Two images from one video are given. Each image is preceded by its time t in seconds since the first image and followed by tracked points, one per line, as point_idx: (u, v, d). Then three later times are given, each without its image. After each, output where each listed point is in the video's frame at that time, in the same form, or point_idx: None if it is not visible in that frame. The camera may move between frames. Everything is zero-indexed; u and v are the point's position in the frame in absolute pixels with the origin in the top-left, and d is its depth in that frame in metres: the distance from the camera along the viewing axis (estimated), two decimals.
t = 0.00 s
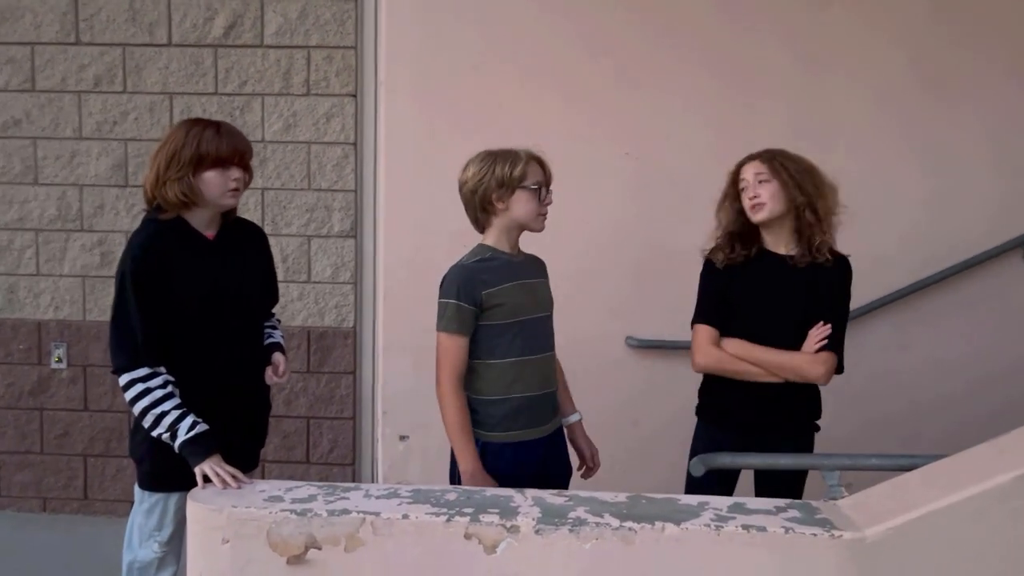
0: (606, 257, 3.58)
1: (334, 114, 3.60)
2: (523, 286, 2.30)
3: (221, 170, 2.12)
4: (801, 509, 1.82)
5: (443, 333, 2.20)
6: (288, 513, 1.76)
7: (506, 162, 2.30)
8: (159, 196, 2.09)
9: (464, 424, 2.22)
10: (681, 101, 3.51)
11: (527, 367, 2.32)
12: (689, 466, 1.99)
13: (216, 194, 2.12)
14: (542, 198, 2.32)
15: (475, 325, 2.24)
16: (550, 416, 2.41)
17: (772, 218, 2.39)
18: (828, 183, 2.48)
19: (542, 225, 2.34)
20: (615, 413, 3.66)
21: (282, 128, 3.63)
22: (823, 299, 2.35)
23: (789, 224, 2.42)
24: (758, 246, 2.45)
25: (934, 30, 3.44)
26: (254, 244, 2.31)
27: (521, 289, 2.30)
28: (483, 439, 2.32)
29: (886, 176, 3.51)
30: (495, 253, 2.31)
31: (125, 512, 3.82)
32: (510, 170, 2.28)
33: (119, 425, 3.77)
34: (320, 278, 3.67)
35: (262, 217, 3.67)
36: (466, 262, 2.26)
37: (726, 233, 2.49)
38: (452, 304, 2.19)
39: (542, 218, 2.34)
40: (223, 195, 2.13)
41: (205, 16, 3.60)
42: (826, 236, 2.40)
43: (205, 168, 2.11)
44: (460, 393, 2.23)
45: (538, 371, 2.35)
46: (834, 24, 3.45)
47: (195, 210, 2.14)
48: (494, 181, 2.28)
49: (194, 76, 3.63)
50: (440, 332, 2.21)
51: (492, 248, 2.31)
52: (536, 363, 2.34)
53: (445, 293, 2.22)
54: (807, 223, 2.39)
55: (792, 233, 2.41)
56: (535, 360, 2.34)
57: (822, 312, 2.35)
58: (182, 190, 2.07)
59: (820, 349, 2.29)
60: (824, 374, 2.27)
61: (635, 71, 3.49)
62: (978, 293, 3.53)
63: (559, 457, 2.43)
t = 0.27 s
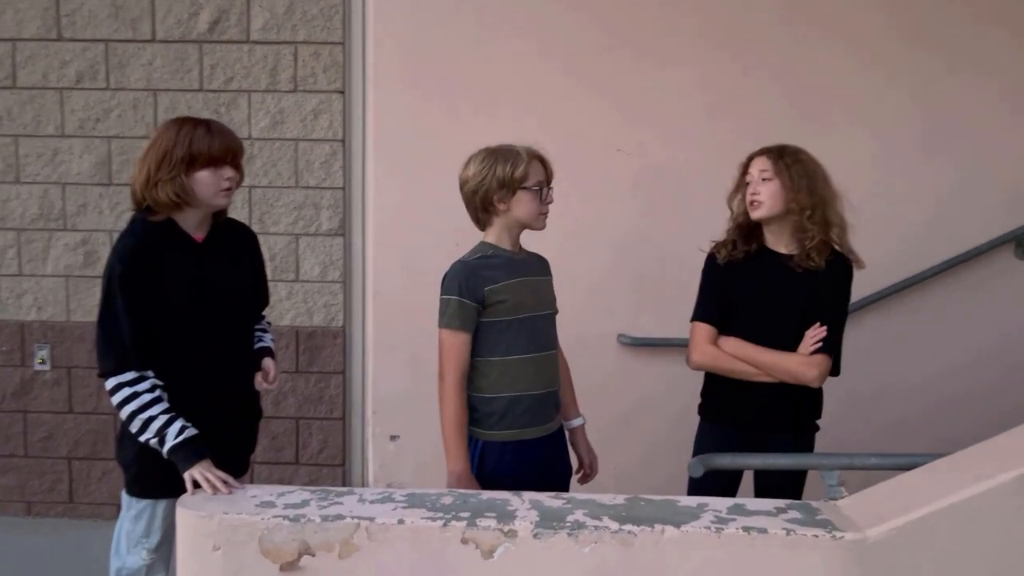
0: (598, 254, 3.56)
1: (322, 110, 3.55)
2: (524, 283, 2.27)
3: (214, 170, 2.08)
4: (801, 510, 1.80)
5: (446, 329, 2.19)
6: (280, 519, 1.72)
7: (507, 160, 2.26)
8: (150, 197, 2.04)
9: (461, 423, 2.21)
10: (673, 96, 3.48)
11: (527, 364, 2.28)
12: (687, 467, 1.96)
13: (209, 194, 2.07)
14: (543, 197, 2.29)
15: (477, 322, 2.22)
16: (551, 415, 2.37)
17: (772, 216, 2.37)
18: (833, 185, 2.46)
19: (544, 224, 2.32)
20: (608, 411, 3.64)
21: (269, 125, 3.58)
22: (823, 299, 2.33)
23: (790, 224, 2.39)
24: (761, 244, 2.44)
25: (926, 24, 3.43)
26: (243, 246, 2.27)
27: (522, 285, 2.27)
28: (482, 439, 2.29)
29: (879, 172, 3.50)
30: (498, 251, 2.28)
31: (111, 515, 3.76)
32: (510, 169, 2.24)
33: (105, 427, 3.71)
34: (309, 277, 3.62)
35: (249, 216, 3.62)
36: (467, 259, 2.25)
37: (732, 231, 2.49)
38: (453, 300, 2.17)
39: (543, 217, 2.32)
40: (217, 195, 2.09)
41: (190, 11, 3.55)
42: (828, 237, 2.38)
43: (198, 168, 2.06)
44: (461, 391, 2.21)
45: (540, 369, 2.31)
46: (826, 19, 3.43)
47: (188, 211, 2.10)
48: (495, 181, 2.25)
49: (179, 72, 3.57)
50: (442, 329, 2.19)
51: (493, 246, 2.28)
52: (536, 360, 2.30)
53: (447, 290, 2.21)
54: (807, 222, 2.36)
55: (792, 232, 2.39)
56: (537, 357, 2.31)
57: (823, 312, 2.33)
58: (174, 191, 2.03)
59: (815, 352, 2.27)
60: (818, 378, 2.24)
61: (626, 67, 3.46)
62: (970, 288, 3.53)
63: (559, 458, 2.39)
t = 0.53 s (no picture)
0: (593, 253, 3.53)
1: (314, 108, 3.51)
2: (526, 282, 2.24)
3: (210, 170, 2.03)
4: (805, 513, 1.78)
5: (445, 328, 2.16)
6: (277, 526, 1.68)
7: (506, 160, 2.23)
8: (144, 197, 1.99)
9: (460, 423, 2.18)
10: (668, 93, 3.45)
11: (527, 364, 2.25)
12: (690, 470, 1.95)
13: (205, 194, 2.03)
14: (545, 197, 2.26)
15: (478, 321, 2.19)
16: (552, 415, 2.34)
17: (769, 214, 2.35)
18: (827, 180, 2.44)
19: (545, 224, 2.28)
20: (604, 410, 3.61)
21: (260, 123, 3.53)
22: (825, 294, 2.33)
23: (786, 221, 2.38)
24: (757, 243, 2.42)
25: (921, 21, 3.41)
26: (236, 246, 2.23)
27: (524, 285, 2.24)
28: (482, 440, 2.26)
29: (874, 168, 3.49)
30: (499, 250, 2.25)
31: (101, 519, 3.71)
32: (511, 169, 2.21)
33: (94, 429, 3.66)
34: (300, 276, 3.58)
35: (239, 214, 3.57)
36: (468, 257, 2.22)
37: (725, 229, 2.47)
38: (454, 299, 2.14)
39: (545, 217, 2.28)
40: (213, 196, 2.05)
41: (178, 7, 3.49)
42: (823, 233, 2.37)
43: (195, 168, 2.01)
44: (460, 390, 2.19)
45: (541, 369, 2.28)
46: (821, 15, 3.42)
47: (182, 212, 2.05)
48: (496, 181, 2.22)
49: (168, 69, 3.52)
50: (442, 328, 2.17)
51: (493, 245, 2.25)
52: (536, 360, 2.27)
53: (447, 288, 2.18)
54: (803, 220, 2.35)
55: (788, 230, 2.38)
56: (538, 357, 2.28)
57: (825, 308, 2.33)
58: (171, 191, 1.98)
59: (825, 350, 2.27)
60: (831, 374, 2.25)
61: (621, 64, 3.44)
62: (965, 285, 3.52)
63: (558, 459, 2.36)
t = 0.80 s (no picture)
0: (591, 250, 3.50)
1: (308, 104, 3.46)
2: (529, 280, 2.20)
3: (208, 165, 1.99)
4: (814, 514, 1.76)
5: (446, 325, 2.12)
6: (276, 530, 1.64)
7: (506, 156, 2.20)
8: (140, 192, 1.95)
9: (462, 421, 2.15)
10: (667, 89, 3.42)
11: (529, 363, 2.21)
12: (696, 470, 1.94)
13: (203, 191, 1.98)
14: (548, 194, 2.22)
15: (479, 319, 2.15)
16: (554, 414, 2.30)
17: (775, 212, 2.33)
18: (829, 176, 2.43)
19: (548, 221, 2.25)
20: (603, 408, 3.58)
21: (254, 119, 3.48)
22: (830, 292, 2.33)
23: (790, 219, 2.36)
24: (761, 240, 2.39)
25: (921, 16, 3.39)
26: (235, 243, 2.18)
27: (526, 282, 2.20)
28: (482, 438, 2.23)
29: (875, 165, 3.47)
30: (502, 247, 2.21)
31: (93, 521, 3.67)
32: (512, 165, 2.18)
33: (86, 430, 3.61)
34: (295, 274, 3.53)
35: (234, 212, 3.53)
36: (470, 254, 2.19)
37: (727, 227, 2.43)
38: (456, 296, 2.11)
39: (548, 214, 2.24)
40: (210, 192, 2.00)
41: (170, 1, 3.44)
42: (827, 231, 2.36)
43: (192, 164, 1.97)
44: (462, 389, 2.15)
45: (542, 368, 2.25)
46: (821, 10, 3.39)
47: (179, 208, 2.00)
48: (497, 178, 2.19)
49: (160, 65, 3.47)
50: (444, 325, 2.13)
51: (497, 242, 2.22)
52: (538, 359, 2.23)
53: (448, 285, 2.14)
54: (809, 217, 2.33)
55: (793, 228, 2.36)
56: (540, 355, 2.24)
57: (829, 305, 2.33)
58: (168, 187, 1.94)
59: (830, 350, 2.27)
60: (836, 374, 2.26)
61: (620, 59, 3.41)
62: (966, 282, 3.51)
63: (561, 459, 2.32)
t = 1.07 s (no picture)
0: (592, 249, 3.47)
1: (306, 101, 3.43)
2: (532, 280, 2.18)
3: (206, 162, 1.96)
4: (822, 516, 1.73)
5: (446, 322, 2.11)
6: (276, 534, 1.61)
7: (507, 154, 2.18)
8: (137, 189, 1.92)
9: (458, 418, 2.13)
10: (667, 85, 3.40)
11: (527, 364, 2.18)
12: (702, 472, 1.91)
13: (201, 188, 1.95)
14: (550, 192, 2.17)
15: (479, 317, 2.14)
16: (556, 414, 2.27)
17: (784, 212, 2.31)
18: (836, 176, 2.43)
19: (552, 220, 2.20)
20: (603, 407, 3.56)
21: (250, 116, 3.45)
22: (838, 291, 2.31)
23: (798, 218, 2.34)
24: (767, 238, 2.37)
25: (923, 12, 3.37)
26: (235, 242, 2.14)
27: (529, 282, 2.17)
28: (479, 435, 2.21)
29: (877, 162, 3.44)
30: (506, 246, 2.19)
31: (90, 522, 3.63)
32: (510, 163, 2.16)
33: (82, 430, 3.57)
34: (293, 272, 3.50)
35: (230, 210, 3.49)
36: (473, 253, 2.17)
37: (732, 225, 2.41)
38: (456, 295, 2.09)
39: (551, 212, 2.20)
40: (209, 189, 1.97)
41: None
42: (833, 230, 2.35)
43: (190, 160, 1.94)
44: (459, 388, 2.13)
45: (543, 368, 2.21)
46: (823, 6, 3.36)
47: (177, 205, 1.97)
48: (497, 175, 2.18)
49: (156, 61, 3.43)
50: (445, 322, 2.12)
51: (504, 241, 2.20)
52: (540, 359, 2.20)
53: (450, 282, 2.13)
54: (818, 217, 2.32)
55: (800, 227, 2.35)
56: (542, 355, 2.21)
57: (836, 304, 2.31)
58: (165, 184, 1.90)
59: (836, 348, 2.24)
60: (842, 373, 2.23)
61: (620, 55, 3.38)
62: (968, 280, 3.49)
63: (563, 459, 2.29)
